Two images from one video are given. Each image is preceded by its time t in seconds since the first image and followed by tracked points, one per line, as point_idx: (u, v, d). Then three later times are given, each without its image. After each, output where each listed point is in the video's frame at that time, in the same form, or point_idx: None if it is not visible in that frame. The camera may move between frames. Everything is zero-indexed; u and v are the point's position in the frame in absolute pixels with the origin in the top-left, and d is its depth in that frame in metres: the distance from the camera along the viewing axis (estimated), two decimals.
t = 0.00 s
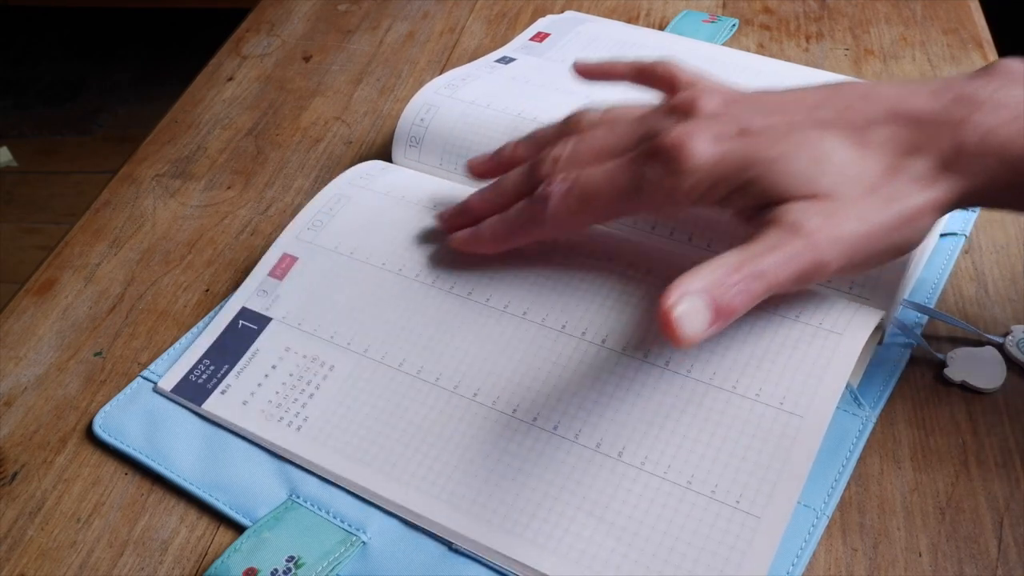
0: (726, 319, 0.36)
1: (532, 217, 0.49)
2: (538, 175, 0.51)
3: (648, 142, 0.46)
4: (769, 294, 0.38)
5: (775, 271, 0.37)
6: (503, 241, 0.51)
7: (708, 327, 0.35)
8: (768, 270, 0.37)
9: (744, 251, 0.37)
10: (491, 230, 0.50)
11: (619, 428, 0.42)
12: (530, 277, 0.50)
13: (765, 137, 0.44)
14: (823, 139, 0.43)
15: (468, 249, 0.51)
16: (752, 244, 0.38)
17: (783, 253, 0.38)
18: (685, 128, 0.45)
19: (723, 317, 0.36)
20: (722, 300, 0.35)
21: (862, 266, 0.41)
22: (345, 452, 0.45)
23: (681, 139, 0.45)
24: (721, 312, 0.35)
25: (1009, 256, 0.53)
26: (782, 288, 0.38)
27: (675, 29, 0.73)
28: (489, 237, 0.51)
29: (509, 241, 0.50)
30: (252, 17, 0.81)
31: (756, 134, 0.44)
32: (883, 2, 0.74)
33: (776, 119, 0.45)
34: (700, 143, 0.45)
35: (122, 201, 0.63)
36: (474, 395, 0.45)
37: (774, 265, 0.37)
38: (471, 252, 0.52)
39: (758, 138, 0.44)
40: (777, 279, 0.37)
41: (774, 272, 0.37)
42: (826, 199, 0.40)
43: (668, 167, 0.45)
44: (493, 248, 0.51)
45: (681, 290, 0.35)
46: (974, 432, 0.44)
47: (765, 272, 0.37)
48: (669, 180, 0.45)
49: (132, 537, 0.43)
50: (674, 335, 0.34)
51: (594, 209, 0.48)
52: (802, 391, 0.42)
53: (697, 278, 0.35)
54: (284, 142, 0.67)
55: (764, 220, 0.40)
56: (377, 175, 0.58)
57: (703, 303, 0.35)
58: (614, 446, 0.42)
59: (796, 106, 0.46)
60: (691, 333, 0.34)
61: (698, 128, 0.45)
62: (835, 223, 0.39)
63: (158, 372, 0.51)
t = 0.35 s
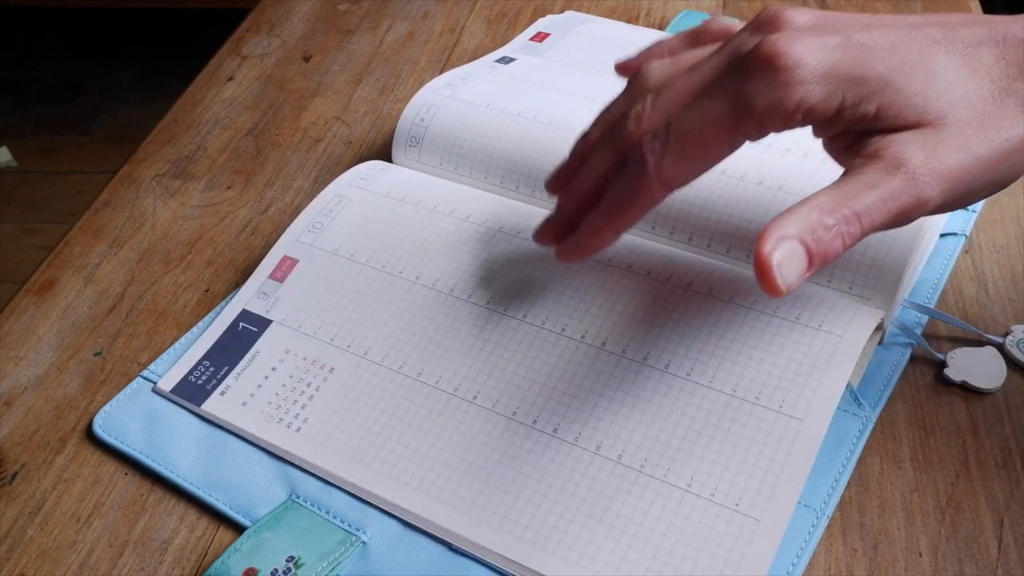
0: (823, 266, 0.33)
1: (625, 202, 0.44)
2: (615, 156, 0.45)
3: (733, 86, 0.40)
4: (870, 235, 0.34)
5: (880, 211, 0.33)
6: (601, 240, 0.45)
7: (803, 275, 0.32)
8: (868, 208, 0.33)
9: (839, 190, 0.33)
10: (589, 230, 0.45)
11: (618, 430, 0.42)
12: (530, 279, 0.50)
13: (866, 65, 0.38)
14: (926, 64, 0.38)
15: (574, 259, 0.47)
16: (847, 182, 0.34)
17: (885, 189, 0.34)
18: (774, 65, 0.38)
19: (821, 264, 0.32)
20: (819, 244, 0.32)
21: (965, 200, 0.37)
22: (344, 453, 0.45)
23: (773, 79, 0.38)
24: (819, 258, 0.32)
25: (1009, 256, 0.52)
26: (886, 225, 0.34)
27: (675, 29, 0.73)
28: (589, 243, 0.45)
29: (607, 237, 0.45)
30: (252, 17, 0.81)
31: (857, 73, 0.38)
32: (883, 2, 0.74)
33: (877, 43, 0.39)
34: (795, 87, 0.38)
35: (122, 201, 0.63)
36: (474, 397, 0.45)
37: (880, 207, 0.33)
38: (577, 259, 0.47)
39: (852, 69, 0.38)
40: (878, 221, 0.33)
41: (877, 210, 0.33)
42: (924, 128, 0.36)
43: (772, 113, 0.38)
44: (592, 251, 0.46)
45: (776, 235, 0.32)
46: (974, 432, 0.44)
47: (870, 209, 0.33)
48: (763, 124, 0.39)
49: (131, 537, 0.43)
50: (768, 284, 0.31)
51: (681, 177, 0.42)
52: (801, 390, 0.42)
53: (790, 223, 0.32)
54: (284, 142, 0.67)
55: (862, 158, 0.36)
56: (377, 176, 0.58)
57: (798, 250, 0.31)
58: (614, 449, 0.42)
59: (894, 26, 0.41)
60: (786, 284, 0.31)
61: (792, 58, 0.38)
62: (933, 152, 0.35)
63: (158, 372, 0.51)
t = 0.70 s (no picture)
0: (879, 184, 0.30)
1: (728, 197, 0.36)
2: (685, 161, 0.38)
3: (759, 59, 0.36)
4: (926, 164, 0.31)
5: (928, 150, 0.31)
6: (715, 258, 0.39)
7: (864, 180, 0.29)
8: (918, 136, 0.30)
9: (895, 108, 0.31)
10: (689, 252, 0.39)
11: (618, 430, 0.42)
12: (530, 279, 0.50)
13: None
14: None
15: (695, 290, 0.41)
16: (904, 104, 0.31)
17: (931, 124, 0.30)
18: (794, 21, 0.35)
19: (877, 180, 0.30)
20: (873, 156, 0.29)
21: None
22: (344, 453, 0.45)
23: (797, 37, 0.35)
24: (875, 173, 0.29)
25: (1009, 256, 0.52)
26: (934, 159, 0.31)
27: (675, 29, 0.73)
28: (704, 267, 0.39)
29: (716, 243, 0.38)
30: (252, 17, 0.81)
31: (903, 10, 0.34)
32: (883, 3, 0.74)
33: None
34: (816, 54, 0.35)
35: (122, 201, 0.63)
36: (473, 397, 0.45)
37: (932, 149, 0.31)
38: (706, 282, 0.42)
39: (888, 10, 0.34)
40: (936, 144, 0.31)
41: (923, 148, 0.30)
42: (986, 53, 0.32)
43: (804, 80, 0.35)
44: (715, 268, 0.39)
45: (828, 140, 0.29)
46: (974, 432, 0.44)
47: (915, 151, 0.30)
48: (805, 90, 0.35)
49: (131, 537, 0.43)
50: (822, 191, 0.29)
51: (737, 166, 0.35)
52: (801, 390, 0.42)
53: (843, 131, 0.29)
54: (284, 142, 0.67)
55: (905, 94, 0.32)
56: (377, 175, 0.58)
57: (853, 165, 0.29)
58: (614, 449, 0.42)
59: None
60: (842, 191, 0.29)
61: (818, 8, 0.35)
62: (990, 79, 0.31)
63: (159, 372, 0.51)
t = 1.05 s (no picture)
0: (875, 175, 0.32)
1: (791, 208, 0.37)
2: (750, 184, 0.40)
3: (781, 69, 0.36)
4: (927, 154, 0.34)
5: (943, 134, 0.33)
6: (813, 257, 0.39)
7: (852, 175, 0.31)
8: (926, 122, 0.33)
9: (893, 104, 0.33)
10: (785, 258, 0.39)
11: (618, 430, 0.42)
12: (530, 278, 0.50)
13: None
14: None
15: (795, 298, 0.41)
16: (906, 99, 0.34)
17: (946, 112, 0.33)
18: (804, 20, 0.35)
19: (873, 169, 0.31)
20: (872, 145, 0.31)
21: None
22: (344, 453, 0.45)
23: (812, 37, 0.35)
24: (870, 162, 0.31)
25: (1009, 256, 0.52)
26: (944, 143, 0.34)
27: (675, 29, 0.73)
28: (800, 270, 0.39)
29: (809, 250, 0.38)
30: (252, 17, 0.81)
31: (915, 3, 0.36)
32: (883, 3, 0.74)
33: None
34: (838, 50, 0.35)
35: (122, 201, 0.63)
36: (474, 397, 0.45)
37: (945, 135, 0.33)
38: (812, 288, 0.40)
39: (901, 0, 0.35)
40: (936, 133, 0.33)
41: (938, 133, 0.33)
42: (988, 51, 0.35)
43: (827, 80, 0.35)
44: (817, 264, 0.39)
45: (819, 133, 0.31)
46: (974, 432, 0.44)
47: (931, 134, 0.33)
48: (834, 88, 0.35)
49: (131, 537, 0.43)
50: (810, 182, 0.30)
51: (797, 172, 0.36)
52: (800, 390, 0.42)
53: (837, 127, 0.31)
54: (284, 142, 0.67)
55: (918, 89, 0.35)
56: (377, 175, 0.58)
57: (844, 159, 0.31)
58: (614, 449, 0.42)
59: None
60: (830, 183, 0.30)
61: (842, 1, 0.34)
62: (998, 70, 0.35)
63: (159, 372, 0.51)
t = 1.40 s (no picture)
0: (867, 174, 0.32)
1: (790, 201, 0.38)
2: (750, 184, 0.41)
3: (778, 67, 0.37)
4: (920, 154, 0.34)
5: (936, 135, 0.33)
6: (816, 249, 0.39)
7: (843, 175, 0.31)
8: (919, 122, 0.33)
9: (887, 103, 0.33)
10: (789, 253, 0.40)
11: (618, 430, 0.43)
12: (530, 278, 0.50)
13: None
14: None
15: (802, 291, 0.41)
16: (900, 99, 0.34)
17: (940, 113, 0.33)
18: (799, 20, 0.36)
19: (864, 168, 0.32)
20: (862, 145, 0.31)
21: None
22: (345, 453, 0.45)
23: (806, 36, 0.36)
24: (861, 162, 0.31)
25: (1009, 256, 0.52)
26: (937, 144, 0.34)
27: (675, 30, 0.73)
28: (803, 264, 0.40)
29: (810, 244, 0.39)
30: (252, 17, 0.81)
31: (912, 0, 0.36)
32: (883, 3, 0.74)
33: None
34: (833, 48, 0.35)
35: (122, 201, 0.63)
36: (474, 397, 0.45)
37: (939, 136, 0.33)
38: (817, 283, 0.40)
39: None
40: (929, 133, 0.33)
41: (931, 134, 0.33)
42: (987, 50, 0.35)
43: (822, 77, 0.36)
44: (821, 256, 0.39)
45: (811, 131, 0.31)
46: (974, 432, 0.44)
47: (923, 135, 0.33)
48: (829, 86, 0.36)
49: (131, 537, 0.43)
50: (801, 182, 0.31)
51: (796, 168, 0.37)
52: (800, 390, 0.42)
53: (828, 125, 0.31)
54: (284, 142, 0.67)
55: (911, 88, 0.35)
56: (377, 175, 0.58)
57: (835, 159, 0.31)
58: (614, 449, 0.42)
59: None
60: (820, 181, 0.31)
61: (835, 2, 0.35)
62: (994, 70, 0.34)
63: (159, 372, 0.51)
